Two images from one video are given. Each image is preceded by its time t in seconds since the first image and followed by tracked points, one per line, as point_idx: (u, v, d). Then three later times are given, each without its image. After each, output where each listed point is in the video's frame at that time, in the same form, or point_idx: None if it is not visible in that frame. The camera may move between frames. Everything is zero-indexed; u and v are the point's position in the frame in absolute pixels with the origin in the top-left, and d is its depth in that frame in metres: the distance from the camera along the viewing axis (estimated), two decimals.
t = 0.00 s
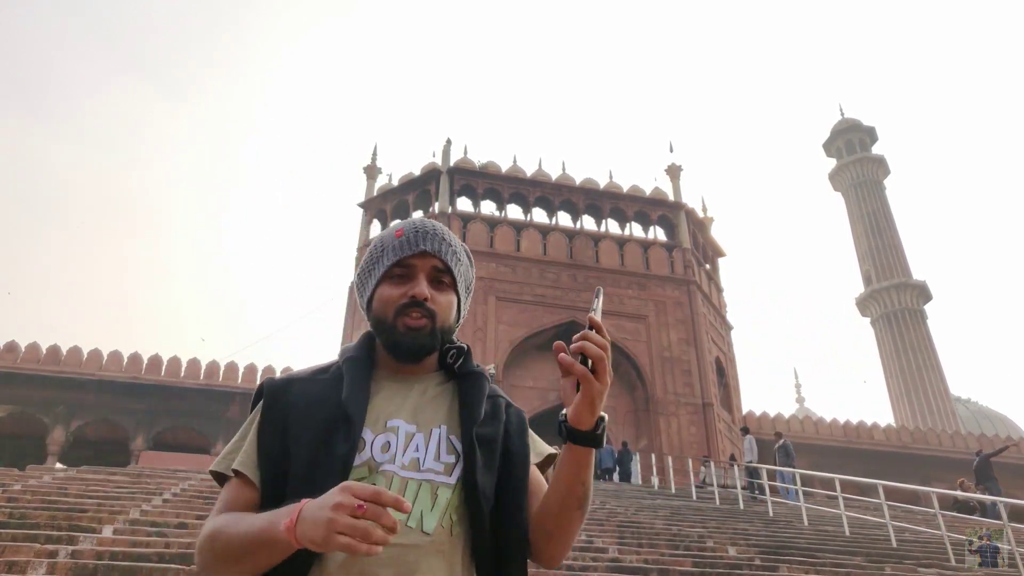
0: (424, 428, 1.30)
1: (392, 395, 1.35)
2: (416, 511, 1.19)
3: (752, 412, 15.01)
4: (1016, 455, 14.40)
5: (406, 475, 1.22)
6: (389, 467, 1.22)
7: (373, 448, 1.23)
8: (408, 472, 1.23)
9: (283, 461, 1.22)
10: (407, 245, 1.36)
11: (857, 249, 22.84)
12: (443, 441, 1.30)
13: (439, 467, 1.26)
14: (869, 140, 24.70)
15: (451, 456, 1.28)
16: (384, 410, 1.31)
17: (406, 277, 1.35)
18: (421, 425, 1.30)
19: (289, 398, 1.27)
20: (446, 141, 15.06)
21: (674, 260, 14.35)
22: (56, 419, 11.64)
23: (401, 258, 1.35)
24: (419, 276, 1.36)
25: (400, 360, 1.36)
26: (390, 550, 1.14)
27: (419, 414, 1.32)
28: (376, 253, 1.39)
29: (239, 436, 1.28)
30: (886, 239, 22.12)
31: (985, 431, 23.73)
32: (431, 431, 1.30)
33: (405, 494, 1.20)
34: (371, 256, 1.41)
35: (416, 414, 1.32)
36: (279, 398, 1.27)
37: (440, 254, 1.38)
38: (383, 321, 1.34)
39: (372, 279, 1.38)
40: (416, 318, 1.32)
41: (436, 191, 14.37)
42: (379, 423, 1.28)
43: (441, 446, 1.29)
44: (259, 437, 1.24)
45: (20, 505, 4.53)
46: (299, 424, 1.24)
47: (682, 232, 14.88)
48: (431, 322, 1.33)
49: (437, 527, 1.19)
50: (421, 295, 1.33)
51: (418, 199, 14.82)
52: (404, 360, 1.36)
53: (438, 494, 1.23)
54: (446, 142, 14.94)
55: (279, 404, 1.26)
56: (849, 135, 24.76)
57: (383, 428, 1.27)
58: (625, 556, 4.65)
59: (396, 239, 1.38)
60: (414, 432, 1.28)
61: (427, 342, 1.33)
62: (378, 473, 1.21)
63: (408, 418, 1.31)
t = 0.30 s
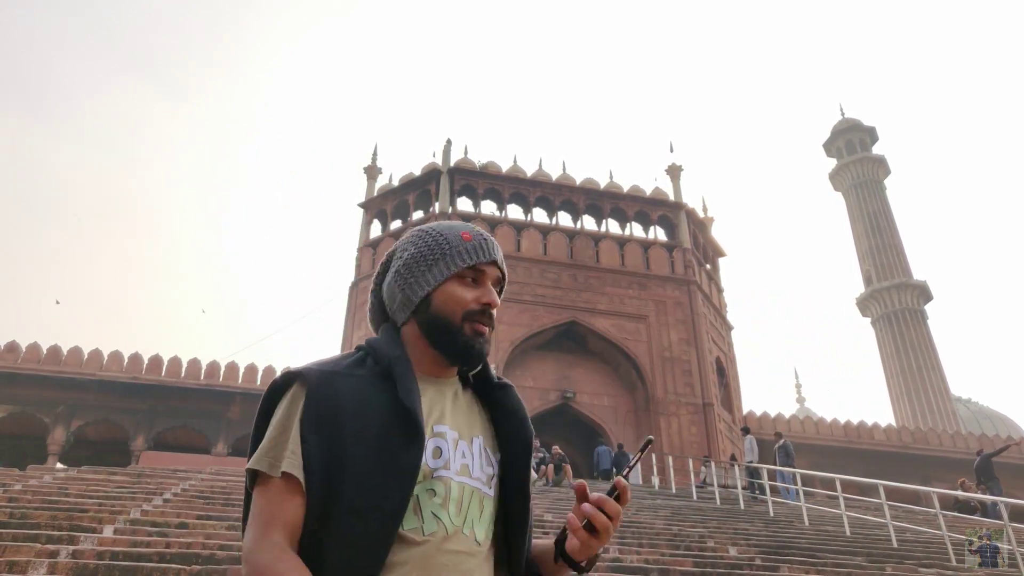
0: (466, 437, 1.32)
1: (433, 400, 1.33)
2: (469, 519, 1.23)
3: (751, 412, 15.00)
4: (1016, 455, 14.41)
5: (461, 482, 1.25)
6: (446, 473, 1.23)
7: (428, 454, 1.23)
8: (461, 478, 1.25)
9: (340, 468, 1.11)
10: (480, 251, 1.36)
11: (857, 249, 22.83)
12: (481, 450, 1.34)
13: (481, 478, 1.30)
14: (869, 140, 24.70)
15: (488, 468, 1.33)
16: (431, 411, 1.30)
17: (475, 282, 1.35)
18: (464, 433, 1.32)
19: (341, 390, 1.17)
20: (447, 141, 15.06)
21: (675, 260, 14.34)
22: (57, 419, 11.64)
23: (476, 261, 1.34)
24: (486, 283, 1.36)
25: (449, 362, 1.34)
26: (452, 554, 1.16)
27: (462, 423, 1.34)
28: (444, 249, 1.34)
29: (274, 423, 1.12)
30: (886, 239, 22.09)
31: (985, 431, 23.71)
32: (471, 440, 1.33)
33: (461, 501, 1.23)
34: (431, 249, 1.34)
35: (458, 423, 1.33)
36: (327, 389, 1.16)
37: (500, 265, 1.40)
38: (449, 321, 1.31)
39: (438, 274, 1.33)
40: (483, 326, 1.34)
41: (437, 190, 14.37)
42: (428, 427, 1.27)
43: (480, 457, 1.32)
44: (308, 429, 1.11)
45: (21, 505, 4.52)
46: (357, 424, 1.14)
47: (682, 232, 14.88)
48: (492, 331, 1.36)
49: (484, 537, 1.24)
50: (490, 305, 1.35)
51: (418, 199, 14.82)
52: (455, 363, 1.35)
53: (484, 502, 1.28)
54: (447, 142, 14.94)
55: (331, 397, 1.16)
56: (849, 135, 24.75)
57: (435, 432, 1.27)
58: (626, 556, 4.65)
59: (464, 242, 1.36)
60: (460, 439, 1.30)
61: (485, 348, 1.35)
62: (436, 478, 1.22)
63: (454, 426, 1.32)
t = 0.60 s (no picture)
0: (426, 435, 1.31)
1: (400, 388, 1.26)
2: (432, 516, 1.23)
3: (751, 412, 15.00)
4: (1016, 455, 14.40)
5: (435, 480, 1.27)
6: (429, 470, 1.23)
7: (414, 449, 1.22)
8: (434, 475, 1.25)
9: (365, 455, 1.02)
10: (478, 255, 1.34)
11: (857, 250, 22.82)
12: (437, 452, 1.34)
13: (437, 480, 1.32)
14: (870, 140, 24.70)
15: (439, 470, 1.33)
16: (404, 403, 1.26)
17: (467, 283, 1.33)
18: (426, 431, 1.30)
19: (367, 373, 1.06)
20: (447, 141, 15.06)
21: (676, 260, 14.33)
22: (57, 419, 11.64)
23: (475, 271, 1.32)
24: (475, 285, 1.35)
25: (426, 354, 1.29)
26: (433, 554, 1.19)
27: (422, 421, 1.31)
28: (453, 248, 1.28)
29: (296, 387, 0.96)
30: (887, 239, 22.09)
31: (986, 432, 23.72)
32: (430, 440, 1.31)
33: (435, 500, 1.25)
34: (443, 243, 1.28)
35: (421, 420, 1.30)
36: (356, 367, 1.04)
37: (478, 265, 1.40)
38: (446, 320, 1.28)
39: (447, 269, 1.27)
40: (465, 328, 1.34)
41: (438, 190, 14.37)
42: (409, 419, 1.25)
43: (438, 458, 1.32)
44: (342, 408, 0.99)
45: (21, 505, 4.53)
46: (379, 409, 1.06)
47: (683, 232, 14.88)
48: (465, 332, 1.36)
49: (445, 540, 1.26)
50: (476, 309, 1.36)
51: (419, 199, 14.81)
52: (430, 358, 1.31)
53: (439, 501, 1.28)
54: (448, 142, 14.93)
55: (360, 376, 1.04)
56: (850, 135, 24.74)
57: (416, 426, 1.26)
58: (626, 556, 4.65)
59: (467, 245, 1.33)
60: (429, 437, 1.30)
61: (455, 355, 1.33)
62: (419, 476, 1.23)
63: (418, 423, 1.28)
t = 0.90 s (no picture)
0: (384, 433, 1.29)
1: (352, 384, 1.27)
2: (379, 520, 1.20)
3: (752, 412, 15.01)
4: (1017, 456, 14.39)
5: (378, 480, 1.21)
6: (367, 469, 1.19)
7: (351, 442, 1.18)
8: (377, 477, 1.21)
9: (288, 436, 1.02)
10: (357, 222, 1.32)
11: (858, 250, 22.81)
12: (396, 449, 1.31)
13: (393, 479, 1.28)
14: (870, 140, 24.71)
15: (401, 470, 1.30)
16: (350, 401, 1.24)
17: (356, 256, 1.32)
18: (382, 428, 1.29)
19: (281, 359, 1.08)
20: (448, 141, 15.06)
21: (676, 260, 14.33)
22: (59, 418, 11.65)
23: (352, 236, 1.32)
24: (371, 256, 1.32)
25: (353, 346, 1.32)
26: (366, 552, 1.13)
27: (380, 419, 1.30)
28: (322, 229, 1.33)
29: (188, 382, 0.99)
30: (888, 239, 22.09)
31: (987, 432, 23.72)
32: (388, 439, 1.29)
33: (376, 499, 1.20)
34: (318, 231, 1.35)
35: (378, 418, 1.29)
36: (261, 357, 1.06)
37: (392, 234, 1.36)
38: (331, 303, 1.29)
39: (320, 259, 1.32)
40: (368, 300, 1.29)
41: (438, 191, 14.38)
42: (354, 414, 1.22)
43: (397, 457, 1.30)
44: (239, 398, 1.00)
45: (23, 505, 4.53)
46: (298, 393, 1.06)
47: (684, 232, 14.88)
48: (379, 304, 1.30)
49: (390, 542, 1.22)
50: (375, 277, 1.30)
51: (419, 199, 14.82)
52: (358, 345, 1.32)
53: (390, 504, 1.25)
54: (449, 143, 14.94)
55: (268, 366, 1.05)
56: (850, 135, 24.75)
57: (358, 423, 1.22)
58: (627, 556, 4.65)
59: (343, 216, 1.34)
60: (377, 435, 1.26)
61: (377, 327, 1.30)
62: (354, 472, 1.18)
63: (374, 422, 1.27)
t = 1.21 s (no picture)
0: (386, 426, 1.30)
1: (349, 384, 1.31)
2: (377, 513, 1.20)
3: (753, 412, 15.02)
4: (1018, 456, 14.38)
5: (369, 474, 1.22)
6: (354, 464, 1.21)
7: (337, 441, 1.22)
8: (369, 471, 1.23)
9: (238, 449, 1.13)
10: (353, 220, 1.36)
11: (859, 250, 22.80)
12: (403, 441, 1.31)
13: (397, 471, 1.27)
14: (870, 141, 24.71)
15: (409, 459, 1.29)
16: (343, 402, 1.28)
17: (353, 252, 1.34)
18: (382, 421, 1.30)
19: (244, 378, 1.20)
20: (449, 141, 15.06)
21: (677, 260, 14.34)
22: (60, 418, 11.66)
23: (347, 233, 1.35)
24: (367, 251, 1.34)
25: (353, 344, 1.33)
26: (353, 548, 1.14)
27: (381, 411, 1.31)
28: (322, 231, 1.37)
29: (166, 413, 1.15)
30: (888, 239, 22.09)
31: (987, 432, 23.73)
32: (393, 430, 1.30)
33: (368, 492, 1.20)
34: (318, 236, 1.40)
35: (378, 411, 1.31)
36: (228, 380, 1.19)
37: (387, 228, 1.37)
38: (332, 301, 1.31)
39: (321, 258, 1.36)
40: (366, 293, 1.30)
41: (439, 191, 14.38)
42: (341, 416, 1.26)
43: (401, 447, 1.30)
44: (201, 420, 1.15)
45: (23, 505, 4.53)
46: (257, 407, 1.17)
47: (684, 233, 14.87)
48: (379, 297, 1.31)
49: (396, 532, 1.21)
50: (372, 271, 1.32)
51: (419, 199, 14.82)
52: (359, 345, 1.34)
53: (395, 497, 1.24)
54: (450, 143, 14.93)
55: (226, 385, 1.18)
56: (850, 135, 24.75)
57: (346, 422, 1.25)
58: (628, 557, 4.65)
59: (340, 218, 1.38)
60: (374, 428, 1.28)
61: (377, 320, 1.30)
62: (342, 469, 1.19)
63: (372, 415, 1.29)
